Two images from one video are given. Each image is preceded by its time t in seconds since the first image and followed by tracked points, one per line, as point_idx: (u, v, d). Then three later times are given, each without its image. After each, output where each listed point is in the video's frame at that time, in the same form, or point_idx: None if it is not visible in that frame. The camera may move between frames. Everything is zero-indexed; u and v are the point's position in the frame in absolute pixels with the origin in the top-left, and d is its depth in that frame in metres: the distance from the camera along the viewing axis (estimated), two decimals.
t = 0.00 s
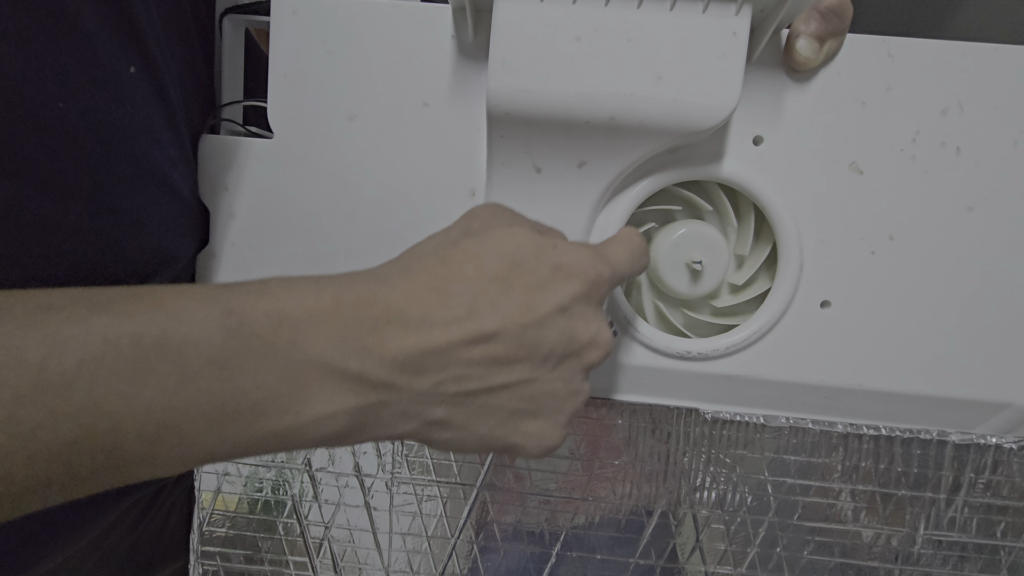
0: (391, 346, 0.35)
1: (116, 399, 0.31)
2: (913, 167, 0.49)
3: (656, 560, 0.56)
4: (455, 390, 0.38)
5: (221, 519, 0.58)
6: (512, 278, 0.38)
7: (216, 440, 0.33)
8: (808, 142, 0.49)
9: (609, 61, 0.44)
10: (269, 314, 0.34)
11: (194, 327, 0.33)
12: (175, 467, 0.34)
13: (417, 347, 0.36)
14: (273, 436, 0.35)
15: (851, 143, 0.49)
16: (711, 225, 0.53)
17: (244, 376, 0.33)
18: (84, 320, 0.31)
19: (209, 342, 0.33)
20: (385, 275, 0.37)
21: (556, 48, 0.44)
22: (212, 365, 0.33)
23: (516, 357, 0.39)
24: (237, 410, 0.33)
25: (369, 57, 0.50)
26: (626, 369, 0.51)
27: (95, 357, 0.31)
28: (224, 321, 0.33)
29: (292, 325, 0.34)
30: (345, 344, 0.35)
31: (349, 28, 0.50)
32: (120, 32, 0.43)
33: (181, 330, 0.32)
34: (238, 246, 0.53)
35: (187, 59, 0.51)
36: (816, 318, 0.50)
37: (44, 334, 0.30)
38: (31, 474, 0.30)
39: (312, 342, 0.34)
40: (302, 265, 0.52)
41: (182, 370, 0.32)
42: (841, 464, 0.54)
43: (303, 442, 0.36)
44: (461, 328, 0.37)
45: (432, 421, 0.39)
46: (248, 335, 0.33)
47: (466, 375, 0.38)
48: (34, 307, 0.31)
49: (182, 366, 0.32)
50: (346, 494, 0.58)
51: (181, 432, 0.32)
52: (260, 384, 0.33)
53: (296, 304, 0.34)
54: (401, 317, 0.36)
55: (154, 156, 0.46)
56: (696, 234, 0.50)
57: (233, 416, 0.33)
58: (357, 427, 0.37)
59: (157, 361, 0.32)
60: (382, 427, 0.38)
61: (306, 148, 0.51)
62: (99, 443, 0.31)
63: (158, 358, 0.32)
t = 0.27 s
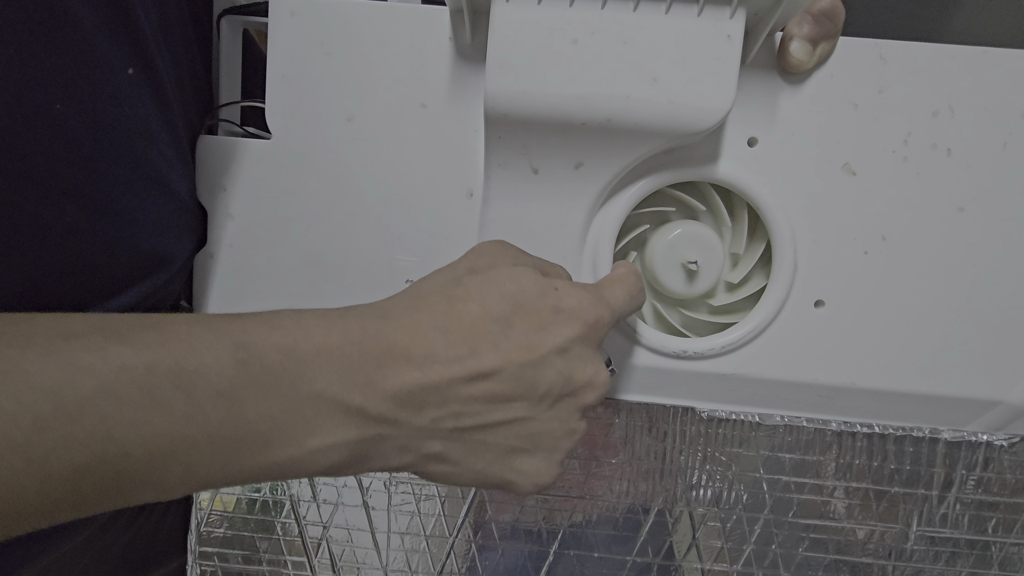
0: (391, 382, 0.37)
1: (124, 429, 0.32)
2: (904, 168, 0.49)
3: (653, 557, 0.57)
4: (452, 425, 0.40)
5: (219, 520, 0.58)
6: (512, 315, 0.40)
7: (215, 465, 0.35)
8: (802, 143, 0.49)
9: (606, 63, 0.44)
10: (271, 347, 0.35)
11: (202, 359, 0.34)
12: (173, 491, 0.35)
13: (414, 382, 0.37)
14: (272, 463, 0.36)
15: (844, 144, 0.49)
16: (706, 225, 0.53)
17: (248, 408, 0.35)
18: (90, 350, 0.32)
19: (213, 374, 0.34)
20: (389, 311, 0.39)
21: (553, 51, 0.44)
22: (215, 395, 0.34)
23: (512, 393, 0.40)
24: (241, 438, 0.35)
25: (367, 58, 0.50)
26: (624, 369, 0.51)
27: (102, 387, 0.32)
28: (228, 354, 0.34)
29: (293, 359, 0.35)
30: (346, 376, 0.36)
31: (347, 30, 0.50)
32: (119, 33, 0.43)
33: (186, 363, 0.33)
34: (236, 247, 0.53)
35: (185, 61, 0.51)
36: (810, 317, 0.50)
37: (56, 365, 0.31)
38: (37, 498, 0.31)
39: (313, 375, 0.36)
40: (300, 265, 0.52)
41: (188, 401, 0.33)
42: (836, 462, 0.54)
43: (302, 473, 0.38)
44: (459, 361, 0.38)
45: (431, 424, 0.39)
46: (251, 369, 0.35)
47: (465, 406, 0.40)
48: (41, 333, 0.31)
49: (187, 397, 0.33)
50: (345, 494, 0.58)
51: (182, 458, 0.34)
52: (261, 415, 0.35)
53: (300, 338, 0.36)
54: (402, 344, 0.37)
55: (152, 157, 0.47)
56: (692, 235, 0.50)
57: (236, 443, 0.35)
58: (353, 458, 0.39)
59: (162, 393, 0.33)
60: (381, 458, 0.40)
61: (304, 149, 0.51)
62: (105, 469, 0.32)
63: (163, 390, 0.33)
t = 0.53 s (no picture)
0: (383, 381, 0.37)
1: (114, 426, 0.32)
2: (904, 163, 0.49)
3: (653, 556, 0.57)
4: (445, 422, 0.40)
5: (218, 519, 0.58)
6: (506, 312, 0.40)
7: (208, 461, 0.35)
8: (800, 138, 0.49)
9: (602, 59, 0.44)
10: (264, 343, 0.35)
11: (195, 356, 0.34)
12: (167, 487, 0.35)
13: (407, 379, 0.37)
14: (263, 461, 0.36)
15: (843, 140, 0.49)
16: (705, 221, 0.53)
17: (240, 404, 0.35)
18: (83, 347, 0.32)
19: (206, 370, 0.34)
20: (381, 309, 0.39)
21: (550, 47, 0.44)
22: (207, 390, 0.34)
23: (505, 391, 0.40)
24: (233, 434, 0.35)
25: (364, 56, 0.50)
26: (622, 366, 0.51)
27: (93, 384, 0.32)
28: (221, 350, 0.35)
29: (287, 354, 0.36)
30: (338, 377, 0.36)
31: (344, 28, 0.50)
32: (117, 32, 0.44)
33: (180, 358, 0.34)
34: (234, 246, 0.53)
35: (183, 60, 0.51)
36: (810, 313, 0.50)
37: (49, 361, 0.31)
38: (31, 493, 0.31)
39: (306, 373, 0.36)
40: (298, 264, 0.52)
41: (181, 399, 0.33)
42: (837, 459, 0.54)
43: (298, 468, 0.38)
44: (455, 357, 0.38)
45: (428, 421, 0.39)
46: (244, 367, 0.35)
47: (458, 404, 0.40)
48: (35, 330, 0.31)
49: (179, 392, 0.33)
50: (344, 494, 0.58)
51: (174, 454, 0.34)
52: (253, 410, 0.35)
53: (293, 337, 0.36)
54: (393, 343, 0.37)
55: (149, 156, 0.47)
56: (691, 231, 0.50)
57: (229, 439, 0.35)
58: (345, 455, 0.39)
59: (154, 388, 0.33)
60: (372, 454, 0.40)
61: (302, 148, 0.52)
62: (95, 466, 0.32)
63: (155, 386, 0.33)
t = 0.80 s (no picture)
0: (386, 380, 0.38)
1: (119, 424, 0.33)
2: (899, 162, 0.50)
3: (652, 549, 0.57)
4: (443, 421, 0.40)
5: (222, 516, 0.58)
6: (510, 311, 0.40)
7: (210, 458, 0.35)
8: (797, 138, 0.50)
9: (603, 59, 0.45)
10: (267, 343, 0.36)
11: (199, 357, 0.34)
12: (170, 483, 0.36)
13: (412, 378, 0.38)
14: (264, 458, 0.37)
15: (839, 139, 0.50)
16: (704, 220, 0.54)
17: (243, 403, 0.35)
18: (90, 347, 0.32)
19: (209, 370, 0.34)
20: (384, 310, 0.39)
21: (551, 48, 0.45)
22: (209, 390, 0.34)
23: (508, 390, 0.41)
24: (237, 433, 0.35)
25: (365, 56, 0.51)
26: (621, 363, 0.52)
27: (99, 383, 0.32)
28: (225, 350, 0.35)
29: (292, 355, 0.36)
30: (338, 376, 0.37)
31: (345, 29, 0.50)
32: (119, 32, 0.44)
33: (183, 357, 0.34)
34: (237, 245, 0.53)
35: (184, 60, 0.51)
36: (806, 310, 0.51)
37: (57, 361, 0.31)
38: (40, 490, 0.31)
39: (312, 372, 0.36)
40: (300, 263, 0.53)
41: (185, 399, 0.34)
42: (833, 454, 0.55)
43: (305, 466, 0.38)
44: (461, 356, 0.39)
45: (431, 420, 0.40)
46: (249, 368, 0.35)
47: (461, 403, 0.40)
48: (44, 330, 0.32)
49: (182, 392, 0.34)
50: (347, 490, 0.58)
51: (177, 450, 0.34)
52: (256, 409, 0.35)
53: (298, 337, 0.36)
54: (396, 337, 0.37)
55: (152, 156, 0.47)
56: (689, 229, 0.51)
57: (232, 437, 0.35)
58: (344, 453, 0.39)
59: (157, 388, 0.33)
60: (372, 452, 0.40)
61: (304, 148, 0.52)
62: (98, 464, 0.33)
63: (159, 386, 0.33)
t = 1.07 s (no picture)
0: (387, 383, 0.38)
1: (125, 432, 0.31)
2: (899, 163, 0.50)
3: (654, 548, 0.58)
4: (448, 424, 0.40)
5: (225, 515, 0.58)
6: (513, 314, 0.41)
7: (221, 468, 0.34)
8: (798, 138, 0.50)
9: (605, 61, 0.45)
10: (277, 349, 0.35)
11: (207, 361, 0.33)
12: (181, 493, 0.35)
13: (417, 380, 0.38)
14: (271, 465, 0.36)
15: (839, 140, 0.50)
16: (704, 220, 0.54)
17: (252, 412, 0.34)
18: (97, 351, 0.32)
19: (218, 374, 0.33)
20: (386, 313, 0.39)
21: (553, 50, 0.45)
22: (218, 397, 0.33)
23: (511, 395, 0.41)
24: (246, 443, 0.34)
25: (368, 58, 0.51)
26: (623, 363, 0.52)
27: (107, 388, 0.31)
28: (235, 354, 0.34)
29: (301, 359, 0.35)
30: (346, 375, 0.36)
31: (347, 31, 0.51)
32: (125, 34, 0.44)
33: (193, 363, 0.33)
34: (240, 246, 0.53)
35: (188, 62, 0.52)
36: (807, 310, 0.51)
37: (65, 364, 0.31)
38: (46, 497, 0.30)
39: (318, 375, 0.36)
40: (303, 264, 0.53)
41: (193, 406, 0.33)
42: (833, 453, 0.55)
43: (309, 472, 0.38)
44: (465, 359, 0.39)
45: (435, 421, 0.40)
46: (257, 373, 0.34)
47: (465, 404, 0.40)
48: (52, 331, 0.31)
49: (189, 399, 0.33)
50: (350, 490, 0.59)
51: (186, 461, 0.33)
52: (265, 418, 0.34)
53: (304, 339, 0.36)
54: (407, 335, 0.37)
55: (158, 156, 0.47)
56: (691, 230, 0.51)
57: (241, 448, 0.34)
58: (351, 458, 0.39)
59: (166, 395, 0.32)
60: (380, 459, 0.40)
61: (307, 149, 0.52)
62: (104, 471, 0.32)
63: (167, 392, 0.32)
